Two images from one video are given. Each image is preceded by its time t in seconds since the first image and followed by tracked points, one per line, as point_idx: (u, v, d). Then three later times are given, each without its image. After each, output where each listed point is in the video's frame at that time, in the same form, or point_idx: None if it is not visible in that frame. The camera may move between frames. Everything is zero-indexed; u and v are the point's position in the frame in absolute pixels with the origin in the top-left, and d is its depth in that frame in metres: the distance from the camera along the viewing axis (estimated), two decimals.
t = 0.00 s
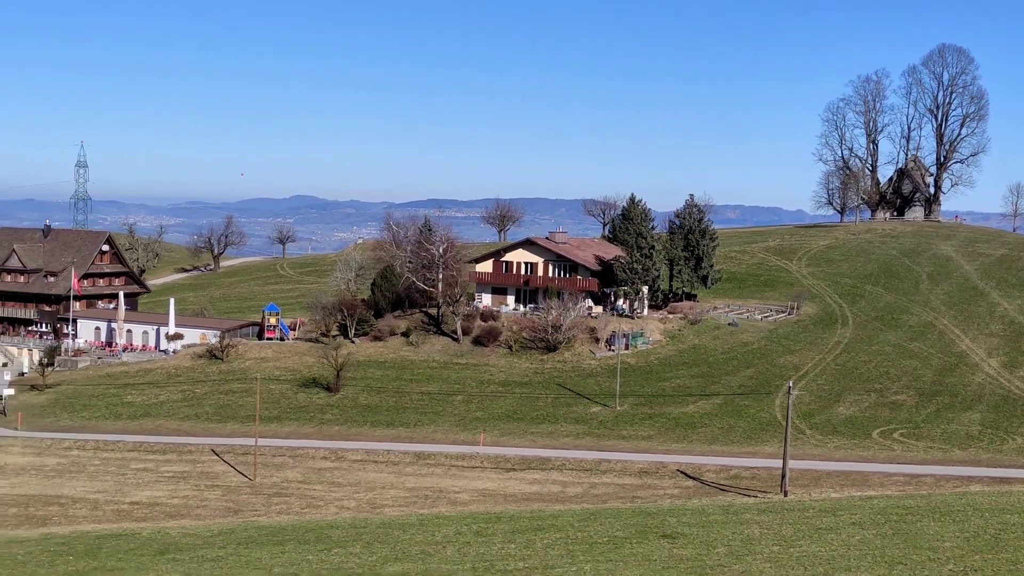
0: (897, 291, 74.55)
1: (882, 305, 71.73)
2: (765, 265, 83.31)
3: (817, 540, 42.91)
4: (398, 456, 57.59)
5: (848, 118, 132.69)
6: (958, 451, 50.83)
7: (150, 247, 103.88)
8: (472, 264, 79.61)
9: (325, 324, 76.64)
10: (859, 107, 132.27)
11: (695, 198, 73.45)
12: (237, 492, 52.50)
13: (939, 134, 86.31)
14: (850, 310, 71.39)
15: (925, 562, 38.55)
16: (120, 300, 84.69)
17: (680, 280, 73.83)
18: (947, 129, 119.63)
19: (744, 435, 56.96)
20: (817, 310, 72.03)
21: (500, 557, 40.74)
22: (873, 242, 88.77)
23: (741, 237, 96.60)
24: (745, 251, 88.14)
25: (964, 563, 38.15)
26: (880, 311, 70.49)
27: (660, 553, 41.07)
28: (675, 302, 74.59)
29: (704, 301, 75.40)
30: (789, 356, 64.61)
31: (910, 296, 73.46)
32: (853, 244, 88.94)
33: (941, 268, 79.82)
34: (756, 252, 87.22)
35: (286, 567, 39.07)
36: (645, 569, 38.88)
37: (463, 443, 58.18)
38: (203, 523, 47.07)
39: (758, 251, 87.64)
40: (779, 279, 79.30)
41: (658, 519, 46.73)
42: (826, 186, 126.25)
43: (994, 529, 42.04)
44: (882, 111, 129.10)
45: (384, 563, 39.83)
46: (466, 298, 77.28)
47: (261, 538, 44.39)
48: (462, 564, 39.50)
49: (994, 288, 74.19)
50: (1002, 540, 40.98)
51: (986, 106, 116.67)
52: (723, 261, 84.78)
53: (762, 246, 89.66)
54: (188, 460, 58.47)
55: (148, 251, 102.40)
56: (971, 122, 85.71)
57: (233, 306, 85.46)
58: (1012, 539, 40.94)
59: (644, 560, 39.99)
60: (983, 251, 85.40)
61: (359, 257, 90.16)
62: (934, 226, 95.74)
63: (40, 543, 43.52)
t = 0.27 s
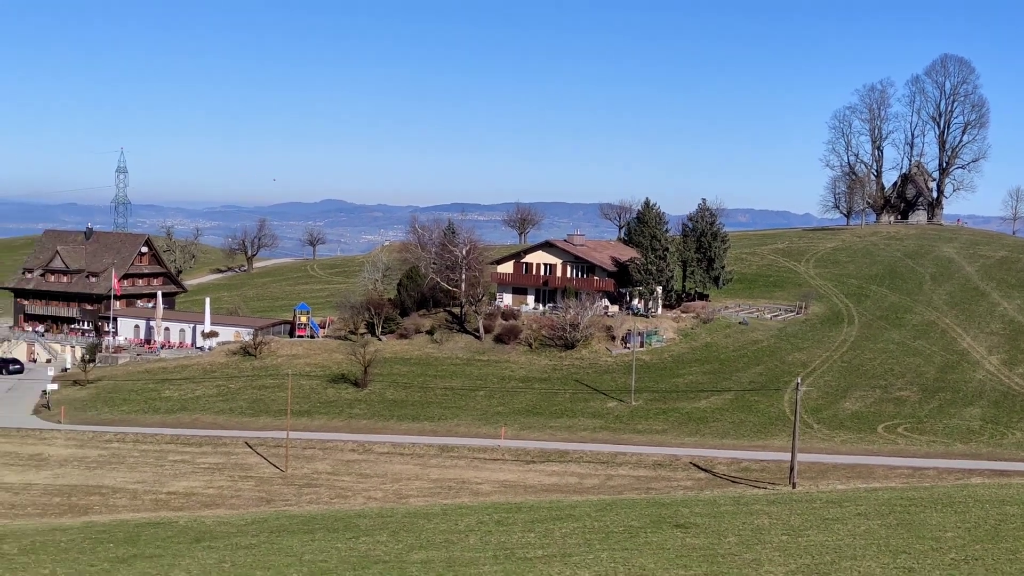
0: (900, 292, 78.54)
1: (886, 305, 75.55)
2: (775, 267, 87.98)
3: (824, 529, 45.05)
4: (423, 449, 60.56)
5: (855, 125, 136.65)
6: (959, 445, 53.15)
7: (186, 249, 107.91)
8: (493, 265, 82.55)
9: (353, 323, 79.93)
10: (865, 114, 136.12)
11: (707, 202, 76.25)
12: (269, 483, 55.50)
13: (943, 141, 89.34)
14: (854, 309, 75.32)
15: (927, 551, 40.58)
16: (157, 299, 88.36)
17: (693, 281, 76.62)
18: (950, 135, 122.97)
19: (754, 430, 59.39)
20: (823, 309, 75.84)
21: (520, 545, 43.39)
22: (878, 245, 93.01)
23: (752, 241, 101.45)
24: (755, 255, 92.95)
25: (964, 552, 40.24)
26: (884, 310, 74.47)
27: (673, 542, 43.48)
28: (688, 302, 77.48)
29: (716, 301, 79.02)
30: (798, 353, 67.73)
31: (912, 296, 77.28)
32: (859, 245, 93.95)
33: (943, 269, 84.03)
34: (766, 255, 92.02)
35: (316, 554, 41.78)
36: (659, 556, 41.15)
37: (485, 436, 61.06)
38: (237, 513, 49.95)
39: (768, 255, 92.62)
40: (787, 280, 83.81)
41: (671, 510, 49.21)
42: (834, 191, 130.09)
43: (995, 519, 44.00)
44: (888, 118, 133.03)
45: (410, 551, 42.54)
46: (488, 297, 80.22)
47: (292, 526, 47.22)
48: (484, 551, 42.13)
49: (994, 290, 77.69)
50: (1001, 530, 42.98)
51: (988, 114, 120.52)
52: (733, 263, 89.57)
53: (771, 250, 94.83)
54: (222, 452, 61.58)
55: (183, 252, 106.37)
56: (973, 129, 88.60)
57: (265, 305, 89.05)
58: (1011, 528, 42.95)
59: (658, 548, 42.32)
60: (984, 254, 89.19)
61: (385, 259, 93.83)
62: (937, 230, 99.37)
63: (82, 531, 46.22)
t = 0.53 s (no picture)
0: (913, 291, 79.39)
1: (898, 305, 76.46)
2: (789, 266, 88.97)
3: (837, 524, 46.12)
4: (443, 445, 62.04)
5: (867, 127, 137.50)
6: (969, 441, 54.14)
7: (212, 248, 110.09)
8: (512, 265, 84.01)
9: (374, 321, 81.60)
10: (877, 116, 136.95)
11: (721, 203, 77.38)
12: (292, 478, 57.07)
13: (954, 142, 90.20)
14: (867, 308, 76.28)
15: (938, 546, 41.59)
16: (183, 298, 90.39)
17: (708, 280, 77.90)
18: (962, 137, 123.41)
19: (767, 426, 60.49)
20: (836, 308, 76.80)
21: (538, 539, 44.79)
22: (891, 245, 93.80)
23: (766, 241, 102.31)
24: (769, 254, 93.88)
25: (975, 546, 41.24)
26: (896, 310, 75.38)
27: (689, 536, 44.73)
28: (703, 301, 78.72)
29: (731, 300, 80.11)
30: (811, 351, 68.83)
31: (924, 296, 78.19)
32: (872, 245, 94.78)
33: (954, 269, 84.80)
34: (780, 255, 92.98)
35: (337, 547, 43.29)
36: (675, 550, 42.39)
37: (503, 432, 62.46)
38: (261, 507, 51.54)
39: (782, 255, 93.55)
40: (801, 279, 84.75)
41: (686, 504, 50.42)
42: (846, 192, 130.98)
43: (1004, 514, 44.96)
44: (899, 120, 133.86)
45: (430, 544, 44.01)
46: (506, 296, 81.66)
47: (315, 520, 48.77)
48: (503, 546, 43.55)
49: (1005, 289, 78.51)
50: (1010, 525, 43.90)
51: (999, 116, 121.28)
52: (748, 263, 90.56)
53: (785, 250, 95.75)
54: (247, 448, 63.25)
55: (209, 252, 108.51)
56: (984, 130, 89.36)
57: (288, 304, 90.92)
58: (1020, 523, 43.90)
59: (674, 543, 43.56)
60: (996, 253, 89.90)
61: (406, 258, 95.37)
62: (949, 231, 100.09)
63: (112, 524, 47.93)
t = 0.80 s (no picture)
0: (929, 292, 80.00)
1: (914, 306, 77.12)
2: (806, 268, 89.68)
3: (855, 523, 46.87)
4: (465, 443, 63.21)
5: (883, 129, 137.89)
6: (986, 441, 54.80)
7: (238, 249, 111.87)
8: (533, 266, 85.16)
9: (397, 322, 82.95)
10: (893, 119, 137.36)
11: (740, 205, 78.14)
12: (317, 476, 58.36)
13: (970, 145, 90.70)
14: (884, 309, 76.99)
15: (955, 544, 42.28)
16: (209, 298, 92.07)
17: (727, 281, 78.76)
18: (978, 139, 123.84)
19: (785, 426, 61.30)
20: (853, 309, 77.53)
21: (559, 537, 45.84)
22: (908, 246, 94.34)
23: (783, 242, 103.01)
24: (786, 256, 94.62)
25: (992, 545, 41.91)
26: (912, 310, 76.06)
27: (708, 535, 45.64)
28: (721, 301, 79.61)
29: (749, 301, 80.96)
30: (828, 351, 69.61)
31: (940, 297, 78.79)
32: (889, 246, 95.31)
33: (971, 270, 85.29)
34: (797, 257, 93.72)
35: (361, 545, 44.48)
36: (694, 548, 43.33)
37: (525, 431, 63.55)
38: (286, 504, 52.82)
39: (799, 256, 94.28)
40: (818, 280, 85.50)
41: (705, 503, 51.31)
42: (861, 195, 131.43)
43: (1020, 514, 45.60)
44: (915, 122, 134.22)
45: (452, 542, 45.16)
46: (527, 297, 82.75)
47: (340, 518, 50.02)
48: (524, 543, 44.62)
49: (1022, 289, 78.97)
50: None
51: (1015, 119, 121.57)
52: (765, 264, 91.33)
53: (802, 251, 96.45)
54: (272, 446, 64.62)
55: (236, 253, 110.27)
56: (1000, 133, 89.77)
57: (313, 305, 92.47)
58: None
59: (693, 541, 44.48)
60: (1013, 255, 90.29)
61: (428, 259, 96.71)
62: (966, 232, 100.53)
63: (140, 521, 49.30)
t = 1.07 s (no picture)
0: (943, 291, 81.07)
1: (927, 305, 78.26)
2: (820, 267, 90.86)
3: (868, 518, 48.08)
4: (486, 439, 64.89)
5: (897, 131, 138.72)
6: (997, 438, 55.91)
7: (265, 248, 114.16)
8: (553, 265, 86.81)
9: (420, 320, 84.86)
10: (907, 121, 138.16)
11: (756, 206, 79.43)
12: (342, 470, 60.22)
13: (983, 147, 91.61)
14: (897, 308, 78.17)
15: (966, 538, 43.41)
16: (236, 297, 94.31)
17: (743, 280, 80.17)
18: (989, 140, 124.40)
19: (800, 422, 62.58)
20: (867, 308, 78.72)
21: (578, 530, 47.41)
22: (921, 246, 95.33)
23: (798, 242, 104.16)
24: (801, 256, 95.81)
25: (1002, 540, 43.06)
26: (925, 309, 77.20)
27: (723, 528, 47.05)
28: (737, 301, 81.01)
29: (764, 300, 82.31)
30: (842, 349, 70.87)
31: (953, 296, 79.85)
32: (902, 246, 96.30)
33: (984, 269, 86.24)
34: (812, 256, 94.91)
35: (384, 537, 46.19)
36: (710, 542, 44.75)
37: (545, 427, 65.15)
38: (312, 497, 54.68)
39: (814, 256, 95.45)
40: (832, 279, 86.71)
41: (721, 498, 52.67)
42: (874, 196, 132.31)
43: None
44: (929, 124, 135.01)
45: (473, 535, 46.79)
46: (547, 296, 84.34)
47: (365, 511, 51.83)
48: (544, 537, 46.24)
49: None
50: None
51: None
52: (780, 264, 92.58)
53: (817, 251, 97.60)
54: (299, 441, 66.56)
55: (263, 252, 112.54)
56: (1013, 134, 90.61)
57: (338, 303, 94.57)
58: None
59: (709, 534, 45.86)
60: None
61: (449, 259, 98.60)
62: (979, 233, 101.38)
63: (171, 514, 51.24)
